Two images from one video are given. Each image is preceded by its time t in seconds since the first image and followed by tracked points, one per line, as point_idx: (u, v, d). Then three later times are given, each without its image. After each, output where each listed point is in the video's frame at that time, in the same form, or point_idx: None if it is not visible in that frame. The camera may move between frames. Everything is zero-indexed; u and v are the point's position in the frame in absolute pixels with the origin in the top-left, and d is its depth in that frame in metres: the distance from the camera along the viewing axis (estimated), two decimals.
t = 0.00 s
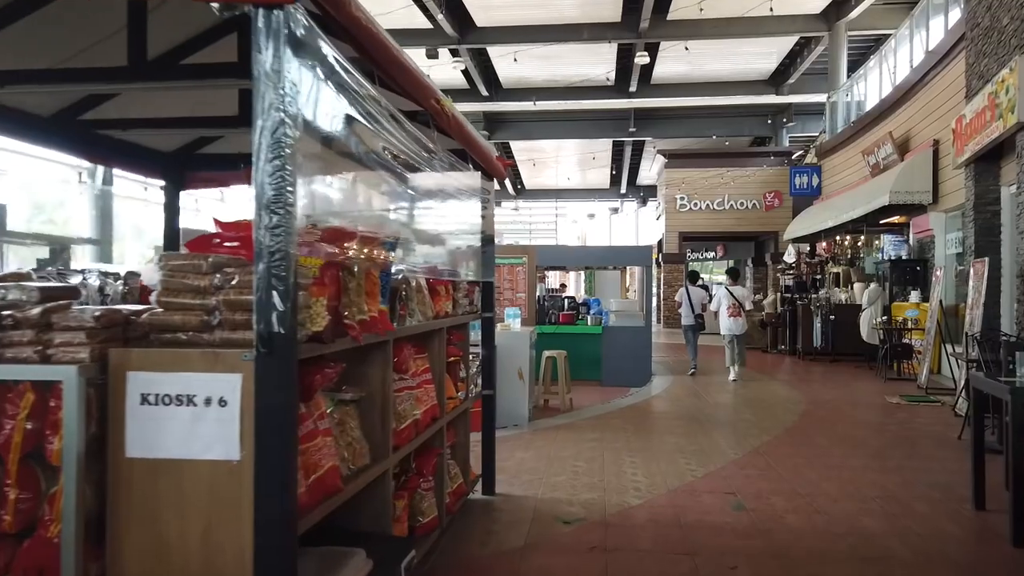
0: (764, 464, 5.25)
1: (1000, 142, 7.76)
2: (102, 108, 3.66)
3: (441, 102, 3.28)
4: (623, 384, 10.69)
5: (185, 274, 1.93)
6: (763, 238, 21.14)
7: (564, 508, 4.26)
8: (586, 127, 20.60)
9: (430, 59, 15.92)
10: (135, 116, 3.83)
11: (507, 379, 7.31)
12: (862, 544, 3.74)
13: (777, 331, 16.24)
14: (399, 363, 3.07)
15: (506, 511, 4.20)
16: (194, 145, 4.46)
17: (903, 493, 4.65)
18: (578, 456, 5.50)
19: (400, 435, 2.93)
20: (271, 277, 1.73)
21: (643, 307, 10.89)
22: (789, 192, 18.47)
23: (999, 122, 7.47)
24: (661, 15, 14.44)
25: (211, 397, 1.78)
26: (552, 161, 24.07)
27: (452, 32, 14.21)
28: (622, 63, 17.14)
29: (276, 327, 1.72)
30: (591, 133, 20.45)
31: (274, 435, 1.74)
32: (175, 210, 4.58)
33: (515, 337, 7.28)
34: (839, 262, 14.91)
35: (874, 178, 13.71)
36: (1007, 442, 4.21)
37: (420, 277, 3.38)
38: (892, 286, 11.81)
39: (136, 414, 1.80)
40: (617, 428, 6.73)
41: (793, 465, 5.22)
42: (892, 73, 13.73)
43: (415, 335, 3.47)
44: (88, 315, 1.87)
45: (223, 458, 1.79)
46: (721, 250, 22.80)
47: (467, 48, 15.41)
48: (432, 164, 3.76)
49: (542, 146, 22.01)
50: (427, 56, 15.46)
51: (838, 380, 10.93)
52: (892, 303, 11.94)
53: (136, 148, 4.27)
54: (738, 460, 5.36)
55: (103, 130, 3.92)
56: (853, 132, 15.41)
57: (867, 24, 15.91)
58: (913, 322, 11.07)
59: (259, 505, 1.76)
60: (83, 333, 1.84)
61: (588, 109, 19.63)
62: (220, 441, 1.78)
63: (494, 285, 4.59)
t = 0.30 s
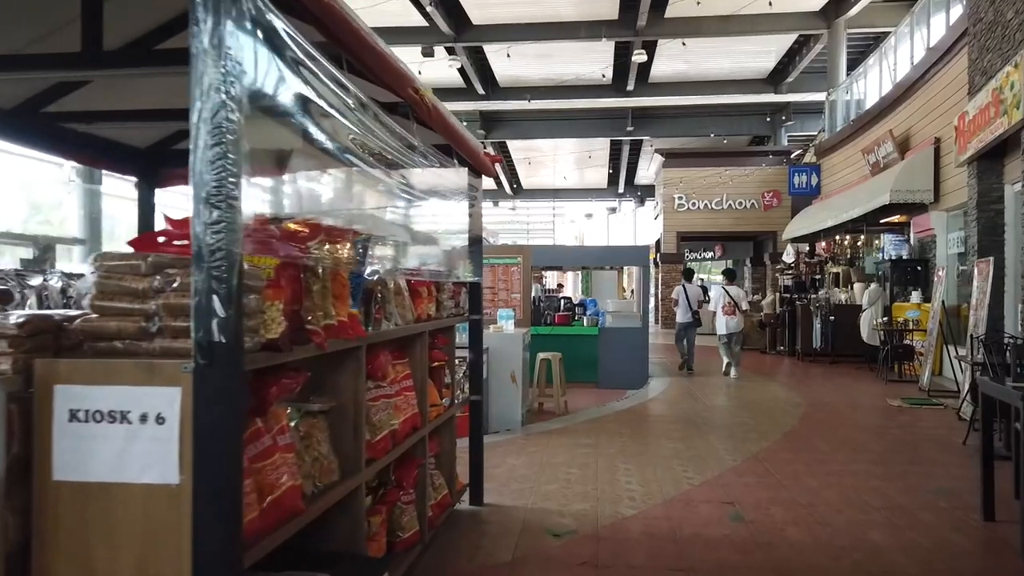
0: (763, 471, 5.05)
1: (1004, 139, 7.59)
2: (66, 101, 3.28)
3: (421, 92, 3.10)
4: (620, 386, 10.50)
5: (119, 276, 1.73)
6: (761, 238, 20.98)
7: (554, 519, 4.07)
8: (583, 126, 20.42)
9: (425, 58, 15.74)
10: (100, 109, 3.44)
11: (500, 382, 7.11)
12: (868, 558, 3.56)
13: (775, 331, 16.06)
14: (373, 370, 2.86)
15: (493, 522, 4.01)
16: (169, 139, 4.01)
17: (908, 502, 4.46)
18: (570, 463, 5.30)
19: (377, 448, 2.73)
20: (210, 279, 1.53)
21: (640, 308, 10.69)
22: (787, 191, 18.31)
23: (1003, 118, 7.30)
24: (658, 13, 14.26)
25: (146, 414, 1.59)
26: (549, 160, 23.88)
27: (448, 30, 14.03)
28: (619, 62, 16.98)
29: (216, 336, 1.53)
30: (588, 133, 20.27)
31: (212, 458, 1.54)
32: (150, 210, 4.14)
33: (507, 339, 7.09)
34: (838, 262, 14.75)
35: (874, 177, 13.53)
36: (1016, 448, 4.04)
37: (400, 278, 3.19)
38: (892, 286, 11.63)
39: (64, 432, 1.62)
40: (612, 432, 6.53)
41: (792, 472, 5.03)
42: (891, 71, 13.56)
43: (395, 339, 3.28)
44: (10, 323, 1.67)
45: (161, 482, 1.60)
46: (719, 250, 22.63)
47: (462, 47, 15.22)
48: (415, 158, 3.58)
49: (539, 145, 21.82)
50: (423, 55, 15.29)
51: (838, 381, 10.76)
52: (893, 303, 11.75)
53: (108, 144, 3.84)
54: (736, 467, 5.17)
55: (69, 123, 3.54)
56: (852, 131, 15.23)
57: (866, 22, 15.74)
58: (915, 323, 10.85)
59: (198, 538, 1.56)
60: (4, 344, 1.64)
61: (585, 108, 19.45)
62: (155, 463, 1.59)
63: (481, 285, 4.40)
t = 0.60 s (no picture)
0: (765, 479, 4.84)
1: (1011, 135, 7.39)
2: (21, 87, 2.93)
3: (399, 75, 2.89)
4: (618, 388, 10.29)
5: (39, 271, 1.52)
6: (760, 238, 20.81)
7: (545, 530, 3.85)
8: (581, 126, 20.21)
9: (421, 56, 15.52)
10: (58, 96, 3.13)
11: (492, 385, 6.90)
12: (878, 573, 3.35)
13: (775, 332, 15.85)
14: (344, 375, 2.63)
15: (480, 534, 3.79)
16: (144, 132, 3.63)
17: (916, 511, 4.26)
18: (564, 470, 5.09)
19: (349, 459, 2.51)
20: (130, 274, 1.32)
21: (638, 309, 10.49)
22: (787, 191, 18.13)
23: (1011, 113, 7.11)
24: (656, 10, 14.05)
25: (64, 427, 1.38)
26: (547, 159, 23.66)
27: (443, 27, 13.83)
28: (617, 61, 16.81)
29: (138, 339, 1.32)
30: (586, 132, 20.07)
31: (134, 481, 1.33)
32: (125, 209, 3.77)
33: (501, 342, 6.88)
34: (839, 262, 14.57)
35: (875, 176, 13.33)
36: None
37: (376, 276, 2.97)
38: (893, 286, 11.44)
39: None
40: (608, 437, 6.31)
41: (795, 480, 4.82)
42: (892, 69, 13.37)
43: (373, 340, 3.06)
44: None
45: (81, 505, 1.39)
46: (717, 251, 22.45)
47: (459, 45, 15.02)
48: (392, 148, 3.38)
49: (536, 144, 21.61)
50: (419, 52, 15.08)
51: (840, 383, 10.57)
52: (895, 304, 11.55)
53: (74, 135, 3.51)
54: (737, 474, 4.96)
55: (27, 111, 3.22)
56: (852, 129, 15.05)
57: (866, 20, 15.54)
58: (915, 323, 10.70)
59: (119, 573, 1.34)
60: None
61: (583, 106, 19.25)
62: (75, 483, 1.38)
63: (469, 284, 4.20)
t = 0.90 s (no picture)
0: (770, 490, 4.62)
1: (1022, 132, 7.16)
2: None
3: (377, 59, 2.65)
4: (615, 391, 10.08)
5: None
6: (760, 238, 20.62)
7: (538, 548, 3.62)
8: (579, 125, 19.99)
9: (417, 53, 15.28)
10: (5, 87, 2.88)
11: (486, 389, 6.68)
12: None
13: (776, 333, 15.63)
14: (316, 388, 2.40)
15: (470, 552, 3.56)
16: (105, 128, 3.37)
17: (930, 526, 4.05)
18: (559, 480, 4.86)
19: (320, 479, 2.28)
20: (25, 279, 1.10)
21: (637, 311, 10.27)
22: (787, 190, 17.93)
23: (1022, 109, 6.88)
24: (655, 7, 13.82)
25: None
26: (545, 158, 23.41)
27: (440, 24, 13.60)
28: (616, 58, 16.60)
29: (34, 358, 1.09)
30: (585, 131, 19.85)
31: (28, 529, 1.09)
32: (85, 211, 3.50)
33: (496, 344, 6.68)
34: (840, 262, 14.36)
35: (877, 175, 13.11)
36: None
37: (354, 278, 2.75)
38: (897, 287, 11.23)
39: None
40: (606, 444, 6.08)
41: (801, 491, 4.60)
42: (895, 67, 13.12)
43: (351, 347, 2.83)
44: None
45: None
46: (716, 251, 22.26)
47: (455, 42, 14.80)
48: (374, 142, 3.14)
49: (534, 143, 21.39)
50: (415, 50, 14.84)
51: (842, 386, 10.36)
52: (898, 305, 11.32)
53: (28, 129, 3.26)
54: (741, 485, 4.73)
55: None
56: (853, 128, 14.84)
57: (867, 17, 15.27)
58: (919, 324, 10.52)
59: None
60: None
61: (581, 105, 19.03)
62: None
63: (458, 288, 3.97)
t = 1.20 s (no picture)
0: (770, 500, 4.43)
1: None
2: None
3: (351, 40, 2.45)
4: (613, 392, 9.87)
5: None
6: (760, 237, 20.46)
7: (528, 562, 3.44)
8: (578, 124, 19.79)
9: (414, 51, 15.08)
10: None
11: (479, 392, 6.48)
12: None
13: (776, 333, 15.43)
14: (284, 396, 2.19)
15: (457, 566, 3.37)
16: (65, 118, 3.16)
17: (938, 536, 3.87)
18: (552, 488, 4.67)
19: (290, 494, 2.09)
20: None
21: (635, 311, 10.07)
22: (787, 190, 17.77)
23: None
24: (653, 4, 13.62)
25: None
26: (543, 158, 23.19)
27: (436, 22, 13.39)
28: (614, 56, 16.40)
29: None
30: (583, 130, 19.66)
31: None
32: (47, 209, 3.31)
33: (489, 347, 6.47)
34: (840, 262, 14.20)
35: (878, 174, 12.95)
36: None
37: (330, 277, 2.54)
38: (899, 287, 11.05)
39: None
40: (603, 449, 5.90)
41: (806, 501, 4.41)
42: (896, 65, 12.95)
43: (326, 351, 2.64)
44: None
45: None
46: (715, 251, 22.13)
47: (452, 40, 14.60)
48: (349, 130, 2.96)
49: (532, 142, 21.21)
50: (411, 48, 14.65)
51: (844, 388, 10.17)
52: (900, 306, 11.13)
53: None
54: (741, 493, 4.54)
55: None
56: (854, 126, 14.66)
57: (868, 14, 15.07)
58: (922, 324, 10.36)
59: None
60: None
61: (580, 104, 18.84)
62: None
63: (445, 289, 3.80)
